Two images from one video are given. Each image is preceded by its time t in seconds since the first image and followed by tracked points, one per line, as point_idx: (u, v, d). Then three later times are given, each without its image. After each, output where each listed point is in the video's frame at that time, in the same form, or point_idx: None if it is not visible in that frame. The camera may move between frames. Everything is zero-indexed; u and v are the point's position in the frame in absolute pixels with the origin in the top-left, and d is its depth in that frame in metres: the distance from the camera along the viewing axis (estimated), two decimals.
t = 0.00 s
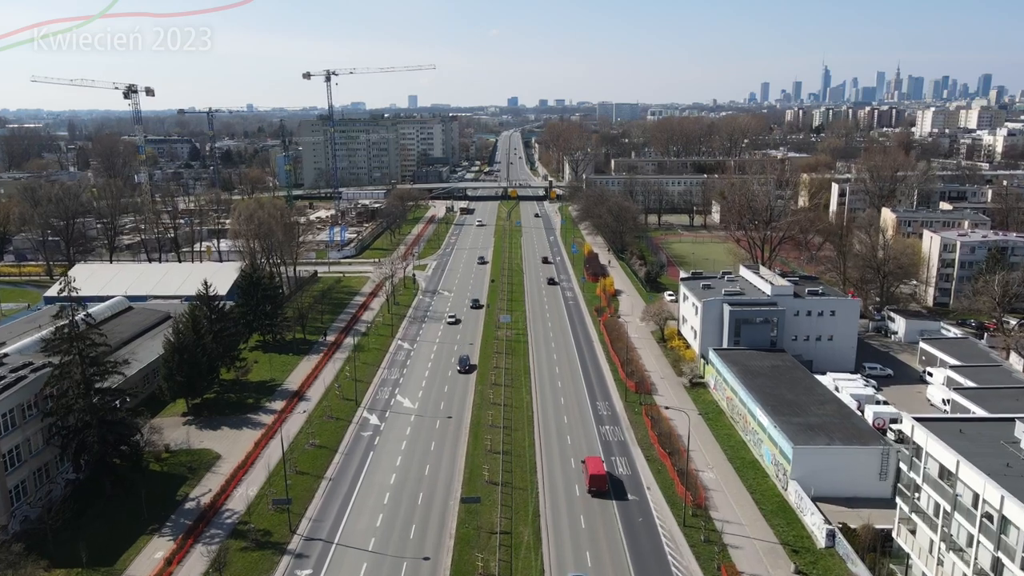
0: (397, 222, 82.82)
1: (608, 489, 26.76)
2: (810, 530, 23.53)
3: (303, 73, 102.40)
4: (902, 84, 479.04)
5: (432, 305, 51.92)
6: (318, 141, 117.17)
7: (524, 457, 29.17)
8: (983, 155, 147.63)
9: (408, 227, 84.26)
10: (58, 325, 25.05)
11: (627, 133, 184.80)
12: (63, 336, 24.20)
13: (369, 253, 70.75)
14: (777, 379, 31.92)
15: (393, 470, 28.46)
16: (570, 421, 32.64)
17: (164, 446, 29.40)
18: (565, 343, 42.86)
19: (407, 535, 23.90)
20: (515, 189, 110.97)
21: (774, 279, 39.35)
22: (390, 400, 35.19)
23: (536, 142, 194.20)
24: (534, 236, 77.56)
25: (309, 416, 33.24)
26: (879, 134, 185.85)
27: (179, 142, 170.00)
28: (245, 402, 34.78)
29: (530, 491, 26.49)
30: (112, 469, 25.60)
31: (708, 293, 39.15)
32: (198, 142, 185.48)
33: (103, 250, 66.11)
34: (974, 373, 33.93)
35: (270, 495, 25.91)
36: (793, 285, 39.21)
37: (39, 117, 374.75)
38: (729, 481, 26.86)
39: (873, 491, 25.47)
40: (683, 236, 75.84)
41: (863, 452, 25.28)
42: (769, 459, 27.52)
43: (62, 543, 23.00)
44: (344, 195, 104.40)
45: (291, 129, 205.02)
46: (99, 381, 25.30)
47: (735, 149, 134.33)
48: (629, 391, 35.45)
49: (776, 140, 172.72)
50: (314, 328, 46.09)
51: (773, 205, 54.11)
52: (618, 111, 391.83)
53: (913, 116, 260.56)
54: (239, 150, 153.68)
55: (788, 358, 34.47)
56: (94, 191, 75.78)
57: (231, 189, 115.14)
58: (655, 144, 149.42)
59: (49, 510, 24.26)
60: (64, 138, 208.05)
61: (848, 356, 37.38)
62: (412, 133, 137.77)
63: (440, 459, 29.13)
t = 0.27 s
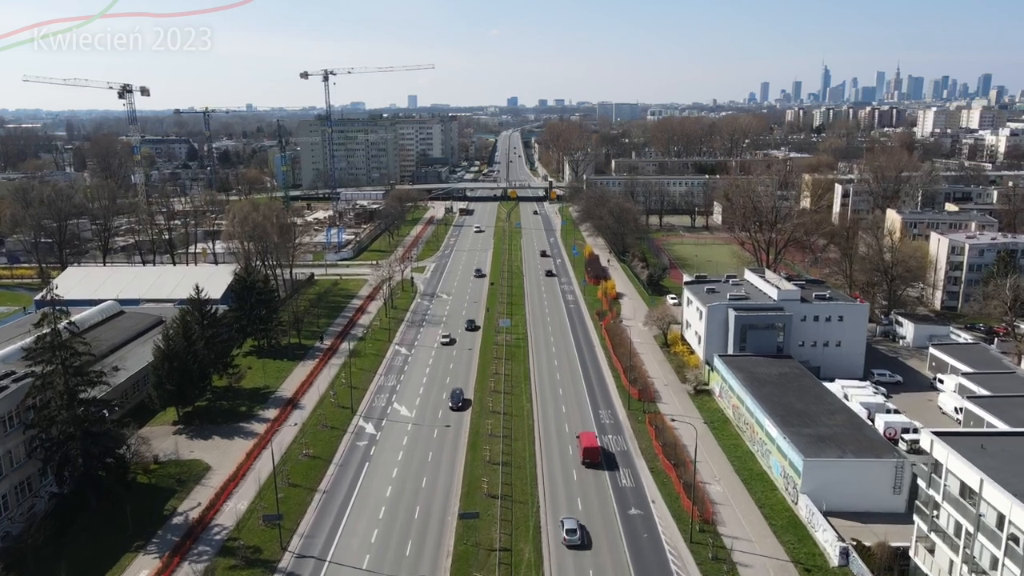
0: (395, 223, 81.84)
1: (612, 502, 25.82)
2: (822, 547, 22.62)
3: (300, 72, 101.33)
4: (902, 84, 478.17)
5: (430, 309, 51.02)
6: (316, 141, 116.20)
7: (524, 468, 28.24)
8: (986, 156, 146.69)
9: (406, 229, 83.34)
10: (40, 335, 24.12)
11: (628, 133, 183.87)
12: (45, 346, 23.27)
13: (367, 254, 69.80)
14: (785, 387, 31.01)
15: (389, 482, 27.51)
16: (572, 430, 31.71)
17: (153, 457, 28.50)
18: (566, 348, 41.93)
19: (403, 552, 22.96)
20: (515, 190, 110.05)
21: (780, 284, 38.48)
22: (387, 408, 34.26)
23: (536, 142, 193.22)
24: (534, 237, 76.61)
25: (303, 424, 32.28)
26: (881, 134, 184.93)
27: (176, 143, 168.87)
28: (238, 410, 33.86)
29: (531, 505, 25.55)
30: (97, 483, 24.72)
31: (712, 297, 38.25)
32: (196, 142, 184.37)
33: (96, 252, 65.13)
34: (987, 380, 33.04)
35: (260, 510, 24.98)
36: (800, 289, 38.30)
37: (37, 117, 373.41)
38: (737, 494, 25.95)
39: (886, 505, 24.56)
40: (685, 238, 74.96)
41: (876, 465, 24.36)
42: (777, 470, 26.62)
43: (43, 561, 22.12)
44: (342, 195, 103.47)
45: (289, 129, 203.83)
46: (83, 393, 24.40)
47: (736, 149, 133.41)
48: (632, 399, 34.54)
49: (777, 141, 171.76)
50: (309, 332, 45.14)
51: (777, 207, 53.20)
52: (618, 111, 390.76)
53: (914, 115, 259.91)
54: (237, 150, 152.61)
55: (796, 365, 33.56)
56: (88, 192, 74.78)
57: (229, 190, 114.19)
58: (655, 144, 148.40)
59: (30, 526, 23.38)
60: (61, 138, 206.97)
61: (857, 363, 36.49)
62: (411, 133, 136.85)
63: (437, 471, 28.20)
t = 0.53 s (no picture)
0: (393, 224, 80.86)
1: (615, 517, 24.87)
2: (835, 565, 21.70)
3: (298, 72, 100.39)
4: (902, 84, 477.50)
5: (429, 312, 50.11)
6: (314, 141, 115.26)
7: (524, 480, 27.31)
8: (988, 156, 145.89)
9: (404, 229, 82.38)
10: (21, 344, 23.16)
11: (628, 133, 182.96)
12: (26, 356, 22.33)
13: (365, 256, 68.84)
14: (793, 396, 30.09)
15: (385, 495, 26.59)
16: (573, 440, 30.77)
17: (141, 468, 27.56)
18: (567, 354, 41.00)
19: (398, 570, 22.04)
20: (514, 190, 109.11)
21: (786, 288, 37.59)
22: (383, 417, 33.33)
23: (535, 142, 192.29)
24: (534, 238, 75.73)
25: (297, 434, 31.33)
26: (882, 134, 184.10)
27: (174, 143, 167.83)
28: (230, 418, 32.92)
29: (531, 519, 24.62)
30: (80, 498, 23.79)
31: (717, 301, 37.31)
32: (194, 142, 183.33)
33: (90, 255, 64.17)
34: (1000, 388, 32.15)
35: (251, 525, 24.04)
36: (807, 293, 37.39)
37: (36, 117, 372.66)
38: (745, 508, 25.03)
39: (901, 520, 23.65)
40: (686, 239, 74.06)
41: (890, 479, 23.45)
42: (787, 483, 25.70)
43: None
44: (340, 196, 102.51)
45: (287, 129, 202.78)
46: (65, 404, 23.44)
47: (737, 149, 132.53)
48: (635, 407, 33.63)
49: (778, 141, 170.93)
50: (304, 337, 44.25)
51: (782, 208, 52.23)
52: (618, 111, 389.96)
53: (914, 116, 259.11)
54: (234, 151, 151.56)
55: (803, 372, 32.65)
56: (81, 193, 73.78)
57: (226, 190, 113.30)
58: (656, 144, 147.48)
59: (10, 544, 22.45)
60: (59, 138, 205.89)
61: (865, 369, 35.56)
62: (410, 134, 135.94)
63: (435, 483, 27.28)
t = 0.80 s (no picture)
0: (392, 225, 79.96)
1: (619, 532, 23.96)
2: None
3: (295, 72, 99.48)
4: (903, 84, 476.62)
5: (427, 316, 49.19)
6: (312, 142, 114.34)
7: (525, 493, 26.40)
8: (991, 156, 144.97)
9: (403, 231, 81.45)
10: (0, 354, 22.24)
11: (628, 133, 182.01)
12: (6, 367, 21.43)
13: (363, 258, 67.90)
14: (802, 405, 29.19)
15: (380, 509, 25.67)
16: (575, 450, 29.87)
17: (128, 481, 26.67)
18: (568, 360, 40.09)
19: None
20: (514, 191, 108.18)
21: (793, 293, 36.71)
22: (380, 426, 32.42)
23: (535, 142, 191.38)
24: (534, 240, 74.85)
25: (291, 444, 30.42)
26: (884, 134, 183.18)
27: (172, 143, 166.89)
28: (222, 427, 32.01)
29: (532, 535, 23.71)
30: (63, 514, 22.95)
31: (723, 306, 36.41)
32: (192, 143, 182.40)
33: (84, 257, 63.25)
34: (1014, 396, 31.24)
35: (240, 542, 23.13)
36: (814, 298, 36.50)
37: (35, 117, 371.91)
38: (753, 523, 24.13)
39: (916, 536, 22.76)
40: (688, 241, 73.18)
41: (905, 494, 22.57)
42: (797, 497, 24.82)
43: None
44: (339, 197, 101.59)
45: (286, 129, 201.81)
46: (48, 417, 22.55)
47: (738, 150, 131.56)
48: (639, 415, 32.74)
49: (780, 141, 170.04)
50: (300, 341, 43.35)
51: (786, 210, 51.26)
52: (618, 111, 389.06)
53: (916, 116, 258.21)
54: (232, 151, 150.57)
55: (811, 380, 31.77)
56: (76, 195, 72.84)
57: (224, 191, 112.43)
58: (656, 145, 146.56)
59: None
60: (56, 138, 204.90)
61: (874, 376, 34.65)
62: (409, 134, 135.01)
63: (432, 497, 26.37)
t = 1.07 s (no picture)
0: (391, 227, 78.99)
1: (623, 549, 23.01)
2: None
3: (293, 72, 98.54)
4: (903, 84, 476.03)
5: (425, 320, 48.25)
6: (310, 142, 113.38)
7: (525, 506, 25.48)
8: (993, 156, 144.23)
9: (402, 232, 80.48)
10: None
11: (628, 133, 181.07)
12: None
13: (362, 260, 66.93)
14: (811, 415, 28.25)
15: (375, 524, 24.71)
16: (577, 461, 28.96)
17: (114, 495, 25.73)
18: (570, 366, 39.17)
19: None
20: (514, 192, 107.28)
21: (800, 297, 35.80)
22: (376, 435, 31.48)
23: (535, 143, 190.44)
24: (534, 242, 73.95)
25: (284, 455, 29.49)
26: (886, 134, 182.40)
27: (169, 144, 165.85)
28: (213, 436, 31.07)
29: (533, 552, 22.79)
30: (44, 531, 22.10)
31: (728, 311, 35.49)
32: (190, 143, 181.33)
33: (77, 260, 62.26)
34: None
35: (229, 561, 22.18)
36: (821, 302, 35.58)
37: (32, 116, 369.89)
38: (764, 539, 23.18)
39: (935, 555, 21.80)
40: (690, 243, 72.29)
41: (923, 510, 21.60)
42: (808, 512, 23.89)
43: None
44: (337, 198, 100.60)
45: (284, 129, 200.72)
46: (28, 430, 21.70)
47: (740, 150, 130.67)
48: (642, 424, 31.81)
49: (781, 141, 169.17)
50: (295, 347, 42.42)
51: (790, 212, 50.29)
52: (618, 112, 388.26)
53: (917, 116, 257.51)
54: (230, 151, 149.49)
55: (820, 388, 30.86)
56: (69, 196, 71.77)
57: (221, 192, 111.52)
58: (657, 145, 145.66)
59: None
60: (54, 138, 203.78)
61: (884, 384, 33.72)
62: (408, 134, 134.23)
63: (429, 511, 25.44)
